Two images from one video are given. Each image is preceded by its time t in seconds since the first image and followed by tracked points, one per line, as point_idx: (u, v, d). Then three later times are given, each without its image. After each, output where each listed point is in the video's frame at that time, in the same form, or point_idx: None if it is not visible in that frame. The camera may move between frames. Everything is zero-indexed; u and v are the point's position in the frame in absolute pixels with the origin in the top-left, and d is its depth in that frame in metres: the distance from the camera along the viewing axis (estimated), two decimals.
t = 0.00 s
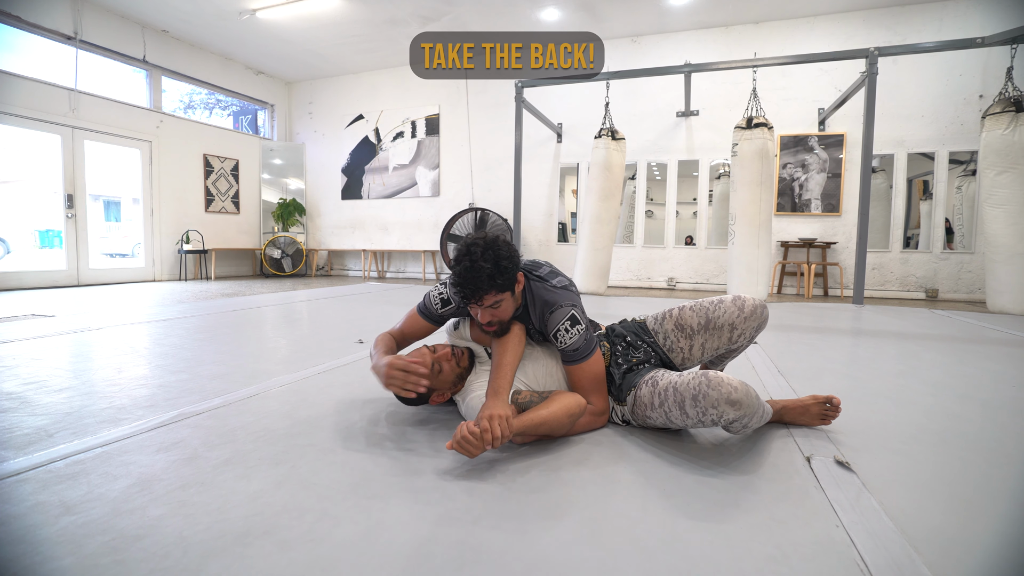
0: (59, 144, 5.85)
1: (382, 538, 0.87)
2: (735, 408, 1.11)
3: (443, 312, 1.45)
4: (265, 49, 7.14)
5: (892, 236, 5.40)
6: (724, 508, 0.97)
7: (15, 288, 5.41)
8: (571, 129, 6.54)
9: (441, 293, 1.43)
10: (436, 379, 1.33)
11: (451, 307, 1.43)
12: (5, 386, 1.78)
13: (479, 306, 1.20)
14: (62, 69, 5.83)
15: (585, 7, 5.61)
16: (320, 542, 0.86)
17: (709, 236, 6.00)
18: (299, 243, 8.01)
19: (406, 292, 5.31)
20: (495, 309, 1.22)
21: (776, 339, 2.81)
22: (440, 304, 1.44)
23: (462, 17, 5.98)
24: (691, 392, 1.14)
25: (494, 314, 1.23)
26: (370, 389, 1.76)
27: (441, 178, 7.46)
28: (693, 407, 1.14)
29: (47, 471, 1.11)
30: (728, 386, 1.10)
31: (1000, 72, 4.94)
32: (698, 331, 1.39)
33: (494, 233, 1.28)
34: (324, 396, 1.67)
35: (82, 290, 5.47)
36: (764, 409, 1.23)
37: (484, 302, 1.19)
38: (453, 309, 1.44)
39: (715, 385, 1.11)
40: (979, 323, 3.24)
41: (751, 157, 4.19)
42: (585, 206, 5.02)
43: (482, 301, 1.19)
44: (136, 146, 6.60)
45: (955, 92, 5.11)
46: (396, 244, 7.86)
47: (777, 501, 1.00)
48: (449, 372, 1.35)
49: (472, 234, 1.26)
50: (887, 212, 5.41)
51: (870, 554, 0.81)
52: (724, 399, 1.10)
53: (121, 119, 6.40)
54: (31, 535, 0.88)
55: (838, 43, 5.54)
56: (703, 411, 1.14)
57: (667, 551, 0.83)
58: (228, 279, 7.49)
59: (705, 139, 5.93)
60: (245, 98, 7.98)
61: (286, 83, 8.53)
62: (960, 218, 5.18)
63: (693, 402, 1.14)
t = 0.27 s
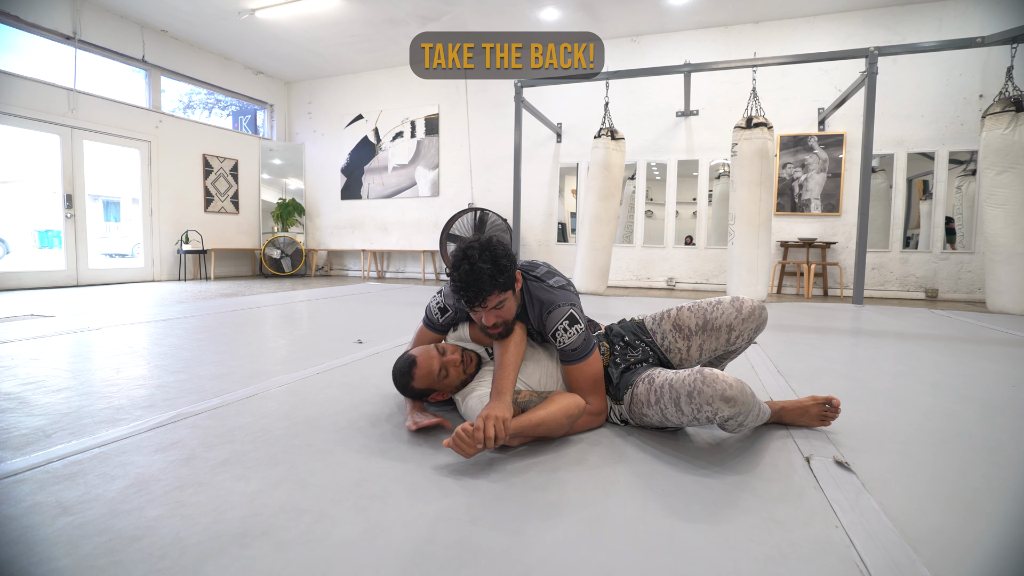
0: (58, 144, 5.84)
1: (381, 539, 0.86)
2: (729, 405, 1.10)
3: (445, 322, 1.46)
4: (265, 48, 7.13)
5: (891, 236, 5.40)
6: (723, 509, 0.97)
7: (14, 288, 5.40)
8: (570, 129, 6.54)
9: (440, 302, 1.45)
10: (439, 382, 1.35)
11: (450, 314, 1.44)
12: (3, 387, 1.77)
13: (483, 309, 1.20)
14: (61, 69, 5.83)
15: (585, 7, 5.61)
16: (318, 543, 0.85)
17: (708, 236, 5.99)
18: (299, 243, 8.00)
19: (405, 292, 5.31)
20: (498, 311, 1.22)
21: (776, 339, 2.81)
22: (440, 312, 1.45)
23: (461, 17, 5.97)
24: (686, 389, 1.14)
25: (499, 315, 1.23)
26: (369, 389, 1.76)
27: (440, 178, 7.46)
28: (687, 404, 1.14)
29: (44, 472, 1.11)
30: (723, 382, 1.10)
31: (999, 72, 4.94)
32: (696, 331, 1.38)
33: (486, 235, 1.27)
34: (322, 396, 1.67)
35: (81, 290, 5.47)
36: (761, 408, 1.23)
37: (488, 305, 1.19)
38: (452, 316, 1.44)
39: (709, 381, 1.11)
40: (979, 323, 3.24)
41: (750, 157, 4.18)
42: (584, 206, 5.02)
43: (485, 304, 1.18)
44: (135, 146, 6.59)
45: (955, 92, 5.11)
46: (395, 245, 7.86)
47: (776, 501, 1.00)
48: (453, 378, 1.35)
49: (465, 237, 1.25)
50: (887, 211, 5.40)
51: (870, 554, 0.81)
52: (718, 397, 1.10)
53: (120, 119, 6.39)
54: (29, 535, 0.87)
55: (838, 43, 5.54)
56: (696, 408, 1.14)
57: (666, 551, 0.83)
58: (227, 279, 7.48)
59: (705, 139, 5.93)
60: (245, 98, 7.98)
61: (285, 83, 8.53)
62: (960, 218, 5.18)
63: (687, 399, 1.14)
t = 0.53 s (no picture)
0: (58, 144, 5.84)
1: (377, 540, 0.86)
2: (726, 404, 1.10)
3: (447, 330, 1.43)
4: (265, 49, 7.13)
5: (891, 236, 5.40)
6: (722, 509, 0.96)
7: (13, 288, 5.40)
8: (570, 129, 6.54)
9: (439, 307, 1.41)
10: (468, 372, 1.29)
11: (453, 320, 1.41)
12: None
13: (486, 305, 1.17)
14: (61, 69, 5.83)
15: (585, 7, 5.61)
16: (314, 544, 0.85)
17: (708, 236, 5.99)
18: (298, 243, 8.00)
19: (405, 292, 5.31)
20: (502, 306, 1.20)
21: (775, 339, 2.80)
22: (442, 319, 1.41)
23: (461, 17, 5.97)
24: (684, 387, 1.14)
25: (502, 311, 1.20)
26: (367, 389, 1.76)
27: (439, 178, 7.46)
28: (684, 402, 1.14)
29: (41, 472, 1.11)
30: (721, 381, 1.09)
31: (999, 72, 4.94)
32: (695, 332, 1.39)
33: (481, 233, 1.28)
34: (321, 396, 1.67)
35: (81, 290, 5.47)
36: (759, 406, 1.23)
37: (491, 299, 1.17)
38: (455, 322, 1.41)
39: (706, 380, 1.10)
40: (978, 323, 3.23)
41: (750, 157, 4.18)
42: (584, 206, 5.02)
43: (488, 299, 1.16)
44: (135, 146, 6.59)
45: (955, 92, 5.11)
46: (395, 245, 7.86)
47: (774, 501, 1.00)
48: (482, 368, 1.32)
49: (462, 236, 1.25)
50: (886, 212, 5.40)
51: (868, 555, 0.81)
52: (716, 396, 1.09)
53: (119, 119, 6.39)
54: (24, 536, 0.87)
55: (837, 43, 5.54)
56: (693, 407, 1.13)
57: (663, 551, 0.83)
58: (227, 279, 7.48)
59: (704, 139, 5.93)
60: (244, 99, 7.98)
61: (285, 83, 8.53)
62: (959, 219, 5.18)
63: (685, 397, 1.14)
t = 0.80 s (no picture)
0: (56, 144, 5.83)
1: (372, 541, 0.85)
2: (722, 398, 1.09)
3: (451, 313, 1.41)
4: (264, 49, 7.13)
5: (890, 236, 5.39)
6: (718, 509, 0.96)
7: (12, 288, 5.40)
8: (569, 129, 6.53)
9: (447, 291, 1.40)
10: (451, 363, 1.28)
11: (459, 303, 1.40)
12: None
13: (501, 271, 1.18)
14: (60, 69, 5.82)
15: (584, 7, 5.60)
16: (308, 545, 0.84)
17: (707, 236, 5.99)
18: (297, 243, 7.99)
19: (404, 292, 5.30)
20: (517, 279, 1.20)
21: (774, 339, 2.80)
22: (447, 302, 1.40)
23: (460, 17, 5.96)
24: (679, 381, 1.13)
25: (516, 285, 1.21)
26: (365, 389, 1.75)
27: (439, 178, 7.45)
28: (679, 396, 1.14)
29: (36, 472, 1.10)
30: (717, 375, 1.09)
31: (998, 72, 4.93)
32: (690, 322, 1.38)
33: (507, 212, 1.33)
34: (318, 396, 1.66)
35: (80, 290, 5.46)
36: (756, 400, 1.23)
37: (507, 265, 1.18)
38: (461, 305, 1.40)
39: (701, 373, 1.10)
40: (977, 323, 3.23)
41: (749, 157, 4.18)
42: (583, 206, 5.02)
43: (504, 264, 1.18)
44: (134, 146, 6.58)
45: (954, 92, 5.10)
46: (394, 245, 7.85)
47: (772, 502, 0.99)
48: (468, 360, 1.30)
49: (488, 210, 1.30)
50: (885, 212, 5.40)
51: (865, 555, 0.81)
52: (711, 390, 1.09)
53: (118, 119, 6.38)
54: (17, 537, 0.86)
55: (837, 42, 5.53)
56: (688, 401, 1.13)
57: (659, 551, 0.82)
58: (225, 279, 7.47)
59: (704, 139, 5.92)
60: (243, 98, 7.97)
61: (284, 83, 8.52)
62: (959, 219, 5.17)
63: (679, 391, 1.13)
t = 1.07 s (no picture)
0: (55, 144, 5.82)
1: (367, 542, 0.85)
2: (719, 408, 1.07)
3: (459, 308, 1.42)
4: (262, 48, 7.12)
5: (889, 236, 5.39)
6: (715, 510, 0.95)
7: (10, 288, 5.39)
8: (568, 129, 6.53)
9: (457, 286, 1.40)
10: (449, 363, 1.26)
11: (467, 299, 1.40)
12: None
13: (521, 258, 1.20)
14: (58, 69, 5.81)
15: (583, 7, 5.60)
16: (302, 546, 0.84)
17: (707, 236, 5.98)
18: (296, 243, 7.98)
19: (403, 292, 5.29)
20: (535, 268, 1.22)
21: (773, 339, 2.79)
22: (456, 297, 1.40)
23: (459, 16, 5.95)
24: (677, 389, 1.13)
25: (534, 274, 1.22)
26: (362, 389, 1.75)
27: (438, 178, 7.44)
28: (676, 404, 1.13)
29: (30, 473, 1.10)
30: (713, 385, 1.07)
31: (997, 72, 4.93)
32: (696, 330, 1.37)
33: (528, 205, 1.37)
34: (315, 397, 1.65)
35: (78, 290, 5.45)
36: (763, 405, 1.18)
37: (527, 252, 1.20)
38: (469, 301, 1.40)
39: (694, 382, 1.09)
40: (977, 322, 3.22)
41: (748, 156, 4.17)
42: (582, 206, 5.02)
43: (525, 251, 1.19)
44: (133, 146, 6.57)
45: (953, 92, 5.10)
46: (393, 244, 7.84)
47: (770, 504, 0.98)
48: (466, 362, 1.29)
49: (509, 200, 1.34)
50: (885, 211, 5.40)
51: (863, 556, 0.80)
52: (705, 399, 1.07)
53: (117, 119, 6.38)
54: (10, 538, 0.86)
55: (836, 42, 5.53)
56: (684, 409, 1.12)
57: (655, 553, 0.82)
58: (224, 279, 7.46)
59: (703, 139, 5.92)
60: (243, 98, 7.97)
61: (283, 83, 8.51)
62: (958, 218, 5.17)
63: (675, 399, 1.13)
